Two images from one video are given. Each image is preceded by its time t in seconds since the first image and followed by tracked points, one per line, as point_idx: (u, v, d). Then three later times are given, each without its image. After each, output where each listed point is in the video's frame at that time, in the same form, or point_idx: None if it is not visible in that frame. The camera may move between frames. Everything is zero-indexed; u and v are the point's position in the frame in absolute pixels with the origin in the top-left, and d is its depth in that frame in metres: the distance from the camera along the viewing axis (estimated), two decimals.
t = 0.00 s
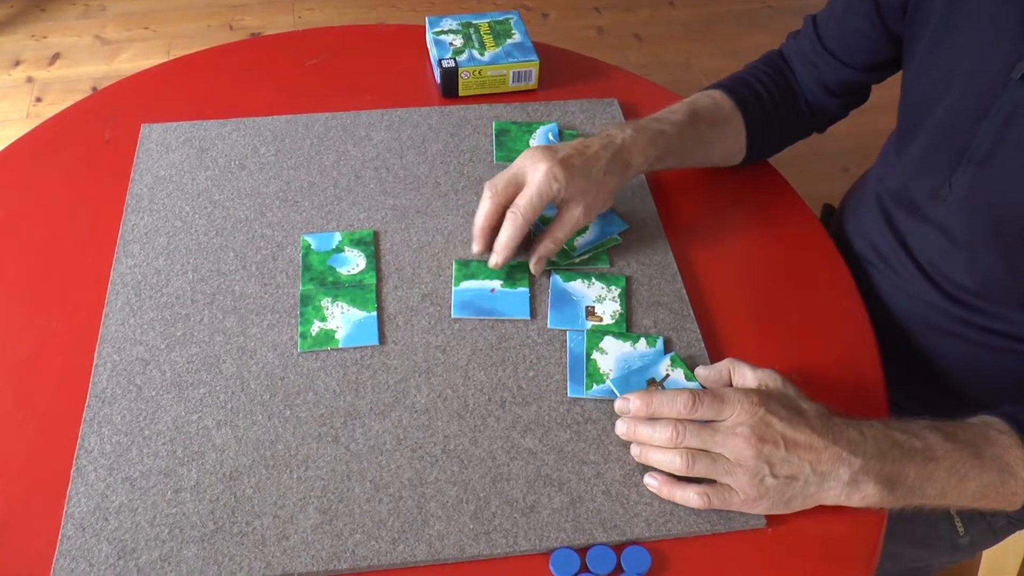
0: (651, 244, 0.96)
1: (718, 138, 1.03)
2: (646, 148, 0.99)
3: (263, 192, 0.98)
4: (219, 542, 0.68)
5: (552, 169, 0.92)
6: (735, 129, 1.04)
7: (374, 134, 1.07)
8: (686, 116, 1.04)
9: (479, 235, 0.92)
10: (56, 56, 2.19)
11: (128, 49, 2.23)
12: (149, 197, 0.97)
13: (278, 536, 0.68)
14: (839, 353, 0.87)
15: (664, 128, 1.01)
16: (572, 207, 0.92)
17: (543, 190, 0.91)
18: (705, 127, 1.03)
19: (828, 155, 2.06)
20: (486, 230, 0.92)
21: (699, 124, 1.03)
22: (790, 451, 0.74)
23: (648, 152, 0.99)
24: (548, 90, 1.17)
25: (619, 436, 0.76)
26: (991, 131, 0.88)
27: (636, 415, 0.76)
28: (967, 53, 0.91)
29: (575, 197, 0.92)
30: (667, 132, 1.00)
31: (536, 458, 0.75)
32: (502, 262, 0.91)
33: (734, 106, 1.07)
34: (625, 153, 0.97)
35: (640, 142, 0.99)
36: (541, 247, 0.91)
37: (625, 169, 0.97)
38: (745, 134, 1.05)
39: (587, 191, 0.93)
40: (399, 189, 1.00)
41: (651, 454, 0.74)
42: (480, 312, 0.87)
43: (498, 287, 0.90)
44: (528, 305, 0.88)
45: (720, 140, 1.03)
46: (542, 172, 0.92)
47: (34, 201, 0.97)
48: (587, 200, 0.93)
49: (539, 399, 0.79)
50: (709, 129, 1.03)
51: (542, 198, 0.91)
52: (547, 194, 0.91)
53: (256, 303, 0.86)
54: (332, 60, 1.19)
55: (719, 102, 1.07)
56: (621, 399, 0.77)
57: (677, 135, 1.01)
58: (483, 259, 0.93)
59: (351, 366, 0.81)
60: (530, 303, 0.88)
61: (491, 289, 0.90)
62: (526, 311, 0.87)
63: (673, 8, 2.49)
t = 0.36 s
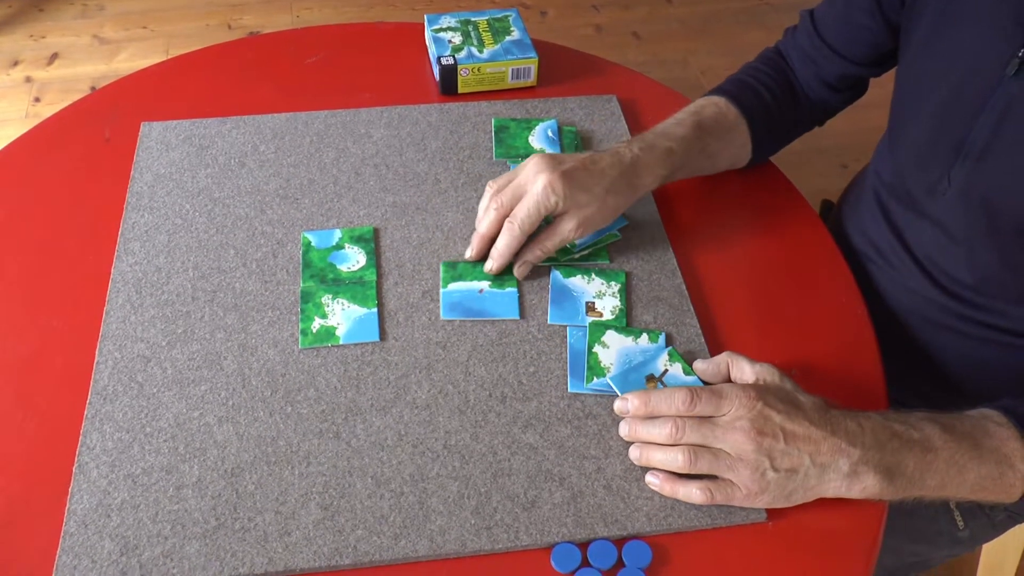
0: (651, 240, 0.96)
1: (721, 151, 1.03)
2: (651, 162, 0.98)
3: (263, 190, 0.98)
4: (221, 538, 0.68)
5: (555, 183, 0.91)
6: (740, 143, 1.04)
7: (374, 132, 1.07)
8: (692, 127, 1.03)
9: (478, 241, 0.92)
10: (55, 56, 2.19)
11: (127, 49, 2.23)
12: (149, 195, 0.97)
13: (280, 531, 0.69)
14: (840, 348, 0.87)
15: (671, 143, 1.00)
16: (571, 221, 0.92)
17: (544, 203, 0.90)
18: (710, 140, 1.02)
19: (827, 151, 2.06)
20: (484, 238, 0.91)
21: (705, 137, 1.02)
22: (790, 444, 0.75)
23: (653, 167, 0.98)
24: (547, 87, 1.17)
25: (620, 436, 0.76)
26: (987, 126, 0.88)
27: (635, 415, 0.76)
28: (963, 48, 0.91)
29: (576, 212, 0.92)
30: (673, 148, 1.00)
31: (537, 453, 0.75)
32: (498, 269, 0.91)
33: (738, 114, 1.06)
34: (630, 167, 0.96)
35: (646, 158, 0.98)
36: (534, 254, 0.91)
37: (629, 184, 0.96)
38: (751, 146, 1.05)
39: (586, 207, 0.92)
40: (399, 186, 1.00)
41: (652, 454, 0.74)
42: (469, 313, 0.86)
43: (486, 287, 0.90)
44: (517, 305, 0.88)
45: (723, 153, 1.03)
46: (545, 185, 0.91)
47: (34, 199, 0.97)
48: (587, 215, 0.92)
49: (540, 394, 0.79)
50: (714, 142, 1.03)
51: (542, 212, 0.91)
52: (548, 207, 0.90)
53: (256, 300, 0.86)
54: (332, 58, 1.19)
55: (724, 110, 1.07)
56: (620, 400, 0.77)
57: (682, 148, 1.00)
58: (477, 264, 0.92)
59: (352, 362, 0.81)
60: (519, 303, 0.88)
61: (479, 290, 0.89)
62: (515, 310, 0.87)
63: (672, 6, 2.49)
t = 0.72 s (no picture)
0: (650, 238, 0.96)
1: (691, 163, 1.01)
2: (615, 176, 0.96)
3: (263, 189, 0.98)
4: (222, 537, 0.68)
5: (512, 197, 0.89)
6: (712, 155, 1.02)
7: (373, 131, 1.07)
8: (661, 141, 1.01)
9: (434, 255, 0.90)
10: (53, 57, 2.19)
11: (126, 49, 2.23)
12: (149, 196, 0.97)
13: (281, 531, 0.69)
14: (839, 346, 0.87)
15: (638, 157, 0.98)
16: (529, 235, 0.90)
17: (501, 217, 0.89)
18: (679, 153, 1.00)
19: (826, 148, 2.06)
20: (443, 251, 0.90)
21: (675, 148, 1.00)
22: (791, 441, 0.75)
23: (618, 180, 0.96)
24: (546, 85, 1.17)
25: (621, 434, 0.76)
26: (985, 125, 0.88)
27: (636, 413, 0.76)
28: (960, 46, 0.91)
29: (533, 227, 0.90)
30: (639, 163, 0.98)
31: (537, 451, 0.75)
32: (454, 282, 0.89)
33: (712, 123, 1.05)
34: (593, 181, 0.95)
35: (609, 174, 0.96)
36: (489, 267, 0.90)
37: (592, 198, 0.94)
38: (724, 157, 1.03)
39: (545, 221, 0.91)
40: (399, 185, 1.00)
41: (653, 451, 0.74)
42: (428, 328, 0.85)
43: (444, 300, 0.88)
44: (477, 315, 0.86)
45: (694, 164, 1.01)
46: (502, 200, 0.89)
47: (34, 200, 0.97)
48: (546, 229, 0.91)
49: (540, 392, 0.79)
50: (686, 153, 1.01)
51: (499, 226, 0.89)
52: (505, 221, 0.89)
53: (256, 299, 0.86)
54: (330, 57, 1.19)
55: (697, 120, 1.05)
56: (620, 399, 0.77)
57: (649, 160, 0.98)
58: (435, 277, 0.91)
59: (352, 361, 0.81)
60: (477, 313, 0.87)
61: (436, 303, 0.87)
62: (474, 321, 0.86)
63: (670, 4, 2.49)
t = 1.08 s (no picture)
0: (649, 238, 0.96)
1: (682, 170, 1.00)
2: (605, 181, 0.96)
3: (262, 191, 0.98)
4: (224, 540, 0.68)
5: (501, 201, 0.89)
6: (704, 160, 1.01)
7: (372, 132, 1.07)
8: (652, 147, 1.00)
9: (423, 257, 0.90)
10: (51, 59, 2.18)
11: (124, 51, 2.23)
12: (149, 198, 0.97)
13: (283, 533, 0.69)
14: (840, 346, 0.87)
15: (630, 164, 0.98)
16: (517, 239, 0.90)
17: (490, 221, 0.88)
18: (670, 159, 1.00)
19: (824, 147, 2.07)
20: (433, 254, 0.90)
21: (666, 154, 1.00)
22: (792, 441, 0.75)
23: (608, 186, 0.96)
24: (545, 86, 1.17)
25: (622, 434, 0.76)
26: (981, 125, 0.88)
27: (637, 413, 0.76)
28: (957, 46, 0.91)
29: (522, 231, 0.90)
30: (630, 170, 0.98)
31: (539, 452, 0.75)
32: (441, 283, 0.89)
33: (704, 127, 1.05)
34: (583, 187, 0.95)
35: (600, 182, 0.96)
36: (477, 270, 0.89)
37: (582, 203, 0.94)
38: (717, 162, 1.02)
39: (534, 226, 0.90)
40: (399, 186, 1.00)
41: (654, 452, 0.74)
42: (415, 331, 0.84)
43: (430, 304, 0.87)
44: (463, 319, 0.86)
45: (686, 170, 1.00)
46: (491, 204, 0.89)
47: (33, 203, 0.97)
48: (534, 233, 0.90)
49: (541, 393, 0.79)
50: (678, 158, 1.00)
51: (488, 230, 0.89)
52: (494, 225, 0.89)
53: (257, 301, 0.86)
54: (329, 58, 1.19)
55: (689, 125, 1.05)
56: (622, 399, 0.77)
57: (639, 165, 0.98)
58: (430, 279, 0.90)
59: (353, 363, 0.81)
60: (465, 316, 0.86)
61: (423, 306, 0.87)
62: (461, 324, 0.85)
63: (668, 3, 2.49)
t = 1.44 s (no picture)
0: (649, 235, 0.96)
1: (679, 169, 1.00)
2: (603, 180, 0.96)
3: (263, 191, 0.98)
4: (229, 538, 0.68)
5: (499, 201, 0.89)
6: (701, 159, 1.01)
7: (372, 131, 1.07)
8: (649, 147, 1.00)
9: (421, 256, 0.90)
10: (48, 60, 2.18)
11: (120, 52, 2.23)
12: (149, 198, 0.97)
13: (287, 531, 0.69)
14: (840, 341, 0.87)
15: (626, 163, 0.98)
16: (514, 238, 0.90)
17: (487, 221, 0.89)
18: (667, 158, 1.00)
19: (821, 144, 2.07)
20: (432, 254, 0.90)
21: (664, 153, 1.00)
22: (794, 436, 0.75)
23: (605, 185, 0.96)
24: (544, 84, 1.17)
25: (625, 430, 0.77)
26: (977, 122, 0.88)
27: (639, 410, 0.77)
28: (953, 43, 0.91)
29: (519, 231, 0.90)
30: (626, 169, 0.98)
31: (541, 448, 0.75)
32: (439, 282, 0.89)
33: (701, 126, 1.05)
34: (581, 187, 0.95)
35: (597, 181, 0.96)
36: (474, 269, 0.90)
37: (580, 203, 0.94)
38: (714, 160, 1.03)
39: (531, 225, 0.90)
40: (399, 185, 1.00)
41: (656, 448, 0.74)
42: (412, 330, 0.85)
43: (428, 303, 0.88)
44: (460, 317, 0.86)
45: (683, 169, 1.01)
46: (489, 204, 0.89)
47: (33, 204, 0.97)
48: (532, 233, 0.90)
49: (543, 390, 0.80)
50: (676, 158, 1.00)
51: (486, 230, 0.89)
52: (492, 224, 0.89)
53: (258, 300, 0.86)
54: (328, 58, 1.19)
55: (686, 124, 1.05)
56: (624, 395, 0.78)
57: (637, 165, 0.98)
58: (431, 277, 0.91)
59: (355, 361, 0.81)
60: (463, 315, 0.87)
61: (421, 305, 0.87)
62: (459, 322, 0.86)
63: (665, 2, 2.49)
